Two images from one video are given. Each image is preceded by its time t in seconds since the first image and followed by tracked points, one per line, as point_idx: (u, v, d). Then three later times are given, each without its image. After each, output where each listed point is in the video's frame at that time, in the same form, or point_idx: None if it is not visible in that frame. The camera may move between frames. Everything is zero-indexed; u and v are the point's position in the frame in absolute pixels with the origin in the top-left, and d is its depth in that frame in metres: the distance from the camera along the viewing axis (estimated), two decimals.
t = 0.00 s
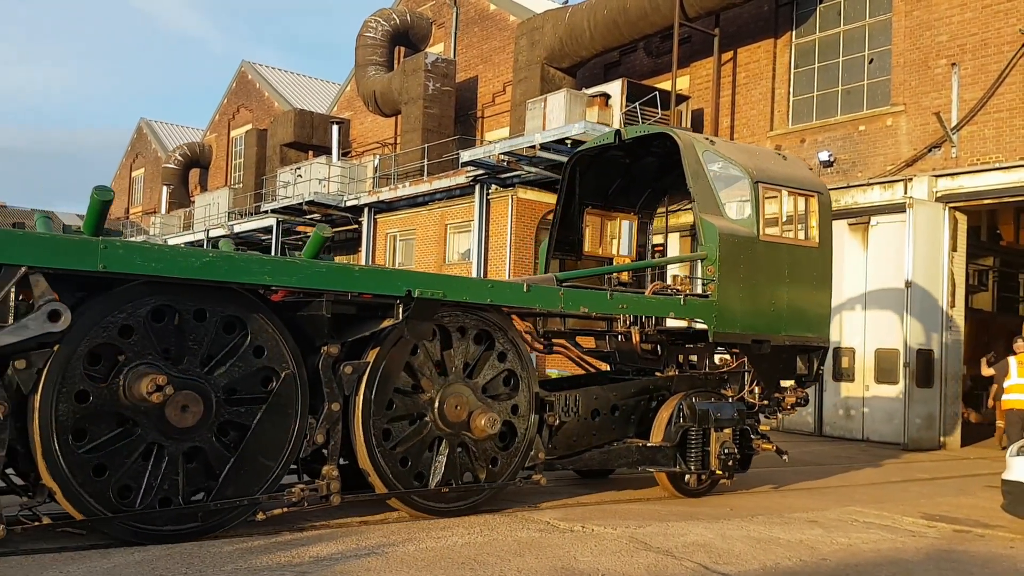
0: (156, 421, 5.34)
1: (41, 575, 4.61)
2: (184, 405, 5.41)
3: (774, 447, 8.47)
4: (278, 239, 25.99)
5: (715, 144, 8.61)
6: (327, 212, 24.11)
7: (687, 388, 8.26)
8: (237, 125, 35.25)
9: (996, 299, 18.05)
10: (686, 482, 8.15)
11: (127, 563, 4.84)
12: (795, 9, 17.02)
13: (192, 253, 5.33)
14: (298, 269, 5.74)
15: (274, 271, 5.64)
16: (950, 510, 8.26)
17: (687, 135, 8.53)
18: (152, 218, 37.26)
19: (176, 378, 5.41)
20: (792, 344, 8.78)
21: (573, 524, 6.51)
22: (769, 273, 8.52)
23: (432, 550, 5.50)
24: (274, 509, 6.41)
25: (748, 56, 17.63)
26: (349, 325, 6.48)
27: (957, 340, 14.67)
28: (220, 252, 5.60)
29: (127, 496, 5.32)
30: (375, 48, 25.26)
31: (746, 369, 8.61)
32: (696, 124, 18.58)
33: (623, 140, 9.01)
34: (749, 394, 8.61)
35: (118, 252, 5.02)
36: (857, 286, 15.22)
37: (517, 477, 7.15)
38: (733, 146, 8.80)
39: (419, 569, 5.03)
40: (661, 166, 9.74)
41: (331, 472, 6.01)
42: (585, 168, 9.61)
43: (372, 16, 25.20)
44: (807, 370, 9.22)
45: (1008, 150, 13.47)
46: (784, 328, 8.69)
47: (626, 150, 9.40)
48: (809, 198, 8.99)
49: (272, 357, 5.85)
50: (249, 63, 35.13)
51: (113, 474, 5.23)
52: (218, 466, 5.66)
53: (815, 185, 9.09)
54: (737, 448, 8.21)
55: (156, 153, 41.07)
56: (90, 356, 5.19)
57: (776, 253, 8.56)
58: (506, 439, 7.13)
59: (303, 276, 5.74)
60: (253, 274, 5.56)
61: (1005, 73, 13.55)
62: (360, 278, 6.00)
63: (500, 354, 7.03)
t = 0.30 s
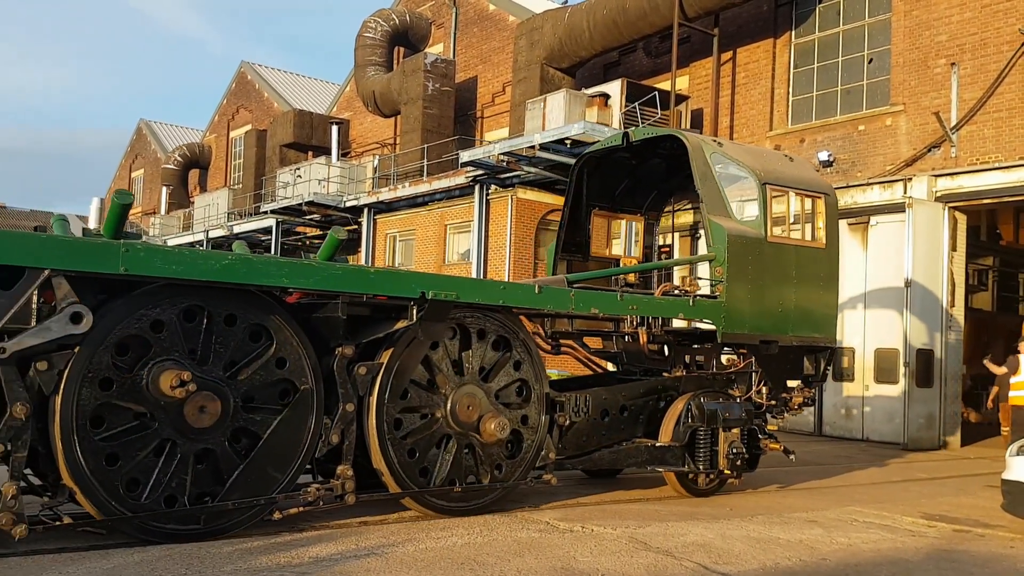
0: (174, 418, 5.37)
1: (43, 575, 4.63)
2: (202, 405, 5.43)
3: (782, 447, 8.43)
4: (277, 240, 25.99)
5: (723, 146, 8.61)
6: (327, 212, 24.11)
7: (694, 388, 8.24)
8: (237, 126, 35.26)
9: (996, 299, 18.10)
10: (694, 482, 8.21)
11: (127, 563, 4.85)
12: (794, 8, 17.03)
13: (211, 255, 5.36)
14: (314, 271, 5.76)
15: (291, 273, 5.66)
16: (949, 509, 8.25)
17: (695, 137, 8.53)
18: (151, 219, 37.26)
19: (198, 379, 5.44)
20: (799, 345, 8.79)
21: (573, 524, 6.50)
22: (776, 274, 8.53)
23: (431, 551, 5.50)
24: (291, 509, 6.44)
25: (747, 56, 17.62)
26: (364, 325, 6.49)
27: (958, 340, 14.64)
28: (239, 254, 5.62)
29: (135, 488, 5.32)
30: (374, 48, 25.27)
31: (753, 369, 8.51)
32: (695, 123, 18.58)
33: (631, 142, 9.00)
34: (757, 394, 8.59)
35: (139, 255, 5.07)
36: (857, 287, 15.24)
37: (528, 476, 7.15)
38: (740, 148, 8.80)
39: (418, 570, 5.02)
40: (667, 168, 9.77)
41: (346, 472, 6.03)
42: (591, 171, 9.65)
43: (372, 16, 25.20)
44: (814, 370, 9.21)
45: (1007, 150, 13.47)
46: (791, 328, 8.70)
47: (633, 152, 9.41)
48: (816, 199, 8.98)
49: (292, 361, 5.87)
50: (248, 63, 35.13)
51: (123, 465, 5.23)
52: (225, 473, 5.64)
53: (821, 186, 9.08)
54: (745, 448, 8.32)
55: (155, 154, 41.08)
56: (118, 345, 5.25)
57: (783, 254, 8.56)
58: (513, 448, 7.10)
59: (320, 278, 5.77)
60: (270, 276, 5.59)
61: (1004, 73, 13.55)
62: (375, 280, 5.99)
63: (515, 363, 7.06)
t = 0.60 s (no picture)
0: (193, 418, 5.41)
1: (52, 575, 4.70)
2: (219, 408, 5.47)
3: (789, 448, 8.46)
4: (277, 242, 25.99)
5: (731, 149, 8.62)
6: (327, 215, 24.13)
7: (701, 389, 8.27)
8: (237, 129, 35.30)
9: (996, 299, 18.15)
10: (704, 482, 8.23)
11: (128, 566, 4.86)
12: (794, 9, 17.05)
13: (231, 260, 5.42)
14: (331, 275, 5.79)
15: (309, 277, 5.70)
16: (950, 509, 8.26)
17: (702, 140, 8.57)
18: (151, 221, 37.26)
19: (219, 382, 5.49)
20: (808, 346, 8.80)
21: (574, 526, 6.50)
22: (785, 275, 8.54)
23: (432, 553, 5.50)
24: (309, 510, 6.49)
25: (746, 57, 17.63)
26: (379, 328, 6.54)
27: (958, 341, 14.65)
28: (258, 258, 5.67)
29: (145, 482, 5.33)
30: (374, 51, 25.30)
31: (761, 371, 8.53)
32: (695, 125, 18.60)
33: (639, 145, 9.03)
34: (765, 395, 8.58)
35: (161, 260, 5.14)
36: (858, 286, 15.17)
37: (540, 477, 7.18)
38: (749, 151, 8.80)
39: (419, 572, 5.03)
40: (676, 170, 9.75)
41: (361, 474, 6.06)
42: (597, 176, 9.63)
43: (371, 19, 25.22)
44: (822, 371, 9.18)
45: (1007, 150, 13.47)
46: (799, 330, 8.70)
47: (641, 154, 9.38)
48: (824, 202, 8.96)
49: (310, 367, 5.93)
50: (247, 66, 35.15)
51: (136, 458, 5.25)
52: (235, 480, 5.63)
53: (829, 188, 9.07)
54: (753, 449, 8.27)
55: (155, 157, 41.10)
56: (147, 340, 5.33)
57: (792, 256, 8.57)
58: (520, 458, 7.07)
59: (337, 282, 5.79)
60: (286, 279, 5.63)
61: (1004, 73, 13.56)
62: (390, 284, 6.02)
63: (530, 373, 7.09)
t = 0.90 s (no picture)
0: (211, 415, 5.46)
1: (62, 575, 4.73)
2: (236, 409, 5.53)
3: (797, 449, 8.49)
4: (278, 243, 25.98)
5: (739, 152, 8.62)
6: (327, 216, 24.13)
7: (709, 391, 8.27)
8: (237, 130, 35.31)
9: (995, 300, 18.21)
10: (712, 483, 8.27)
11: (129, 568, 4.86)
12: (794, 11, 17.06)
13: (249, 263, 5.45)
14: (346, 278, 5.81)
15: (325, 280, 5.72)
16: (950, 510, 8.27)
17: (710, 143, 8.57)
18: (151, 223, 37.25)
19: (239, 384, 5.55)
20: (814, 348, 8.80)
21: (574, 527, 6.50)
22: (792, 277, 8.54)
23: (432, 554, 5.50)
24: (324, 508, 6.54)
25: (746, 59, 17.64)
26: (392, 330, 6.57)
27: (959, 342, 14.66)
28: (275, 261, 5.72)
29: (156, 475, 5.36)
30: (374, 52, 25.32)
31: (768, 372, 8.53)
32: (695, 126, 18.61)
33: (647, 149, 9.06)
34: (773, 396, 8.57)
35: (181, 263, 5.16)
36: (859, 287, 15.14)
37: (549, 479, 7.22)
38: (756, 154, 8.80)
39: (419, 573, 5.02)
40: (682, 172, 9.74)
41: (375, 474, 6.10)
42: (605, 178, 9.64)
43: (371, 20, 25.24)
44: (829, 372, 9.22)
45: (1007, 151, 13.48)
46: (806, 332, 8.70)
47: (648, 157, 9.37)
48: (831, 204, 8.96)
49: (326, 372, 5.98)
50: (247, 67, 35.18)
51: (150, 450, 5.28)
52: (244, 483, 5.64)
53: (836, 190, 9.07)
54: (761, 450, 8.25)
55: (155, 158, 41.11)
56: (176, 335, 5.43)
57: (799, 258, 8.58)
58: (525, 466, 7.06)
59: (352, 285, 5.82)
60: (302, 283, 5.64)
61: (1004, 74, 13.56)
62: (404, 286, 6.09)
63: (544, 383, 7.13)
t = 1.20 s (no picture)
0: (226, 412, 5.48)
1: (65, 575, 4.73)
2: (251, 409, 5.55)
3: (802, 449, 8.52)
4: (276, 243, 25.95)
5: (744, 153, 8.62)
6: (325, 216, 24.12)
7: (715, 391, 8.26)
8: (235, 130, 35.28)
9: (993, 300, 18.26)
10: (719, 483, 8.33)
11: (127, 568, 4.86)
12: (792, 11, 17.08)
13: (265, 265, 5.50)
14: (360, 279, 5.86)
15: (339, 282, 5.76)
16: (948, 510, 8.27)
17: (716, 144, 8.57)
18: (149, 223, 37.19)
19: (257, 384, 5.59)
20: (819, 348, 8.79)
21: (573, 527, 6.49)
22: (797, 278, 8.54)
23: (430, 554, 5.50)
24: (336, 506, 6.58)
25: (745, 59, 17.65)
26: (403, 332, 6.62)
27: (957, 341, 14.71)
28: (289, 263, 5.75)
29: (165, 465, 5.35)
30: (372, 52, 25.30)
31: (774, 372, 8.47)
32: (693, 126, 18.62)
33: (653, 150, 9.04)
34: (778, 396, 8.54)
35: (198, 266, 5.22)
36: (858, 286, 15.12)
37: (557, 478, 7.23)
38: (762, 155, 8.80)
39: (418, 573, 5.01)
40: (686, 173, 9.77)
41: (386, 474, 6.15)
42: (611, 178, 9.62)
43: (369, 20, 25.22)
44: (834, 372, 9.20)
45: (1004, 151, 13.49)
46: (811, 332, 8.71)
47: (653, 158, 9.38)
48: (835, 205, 8.97)
49: (341, 376, 6.03)
50: (246, 67, 35.16)
51: (162, 440, 5.29)
52: (251, 483, 5.63)
53: (840, 192, 9.08)
54: (767, 449, 8.32)
55: (153, 159, 41.07)
56: (202, 329, 5.50)
57: (804, 259, 8.59)
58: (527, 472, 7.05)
59: (365, 286, 5.86)
60: (316, 284, 5.68)
61: (1001, 74, 13.57)
62: (416, 288, 6.13)
63: (553, 392, 7.17)
